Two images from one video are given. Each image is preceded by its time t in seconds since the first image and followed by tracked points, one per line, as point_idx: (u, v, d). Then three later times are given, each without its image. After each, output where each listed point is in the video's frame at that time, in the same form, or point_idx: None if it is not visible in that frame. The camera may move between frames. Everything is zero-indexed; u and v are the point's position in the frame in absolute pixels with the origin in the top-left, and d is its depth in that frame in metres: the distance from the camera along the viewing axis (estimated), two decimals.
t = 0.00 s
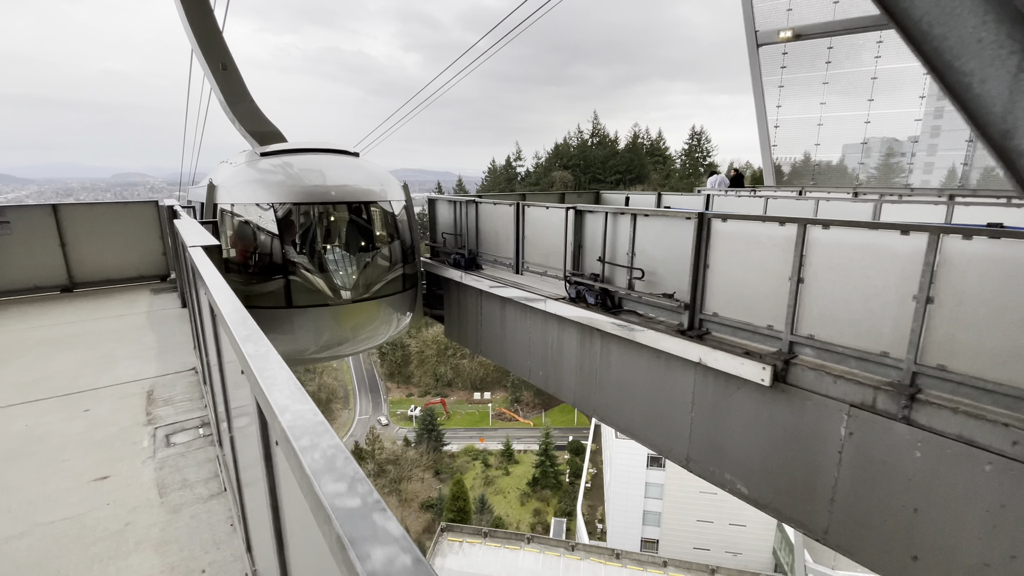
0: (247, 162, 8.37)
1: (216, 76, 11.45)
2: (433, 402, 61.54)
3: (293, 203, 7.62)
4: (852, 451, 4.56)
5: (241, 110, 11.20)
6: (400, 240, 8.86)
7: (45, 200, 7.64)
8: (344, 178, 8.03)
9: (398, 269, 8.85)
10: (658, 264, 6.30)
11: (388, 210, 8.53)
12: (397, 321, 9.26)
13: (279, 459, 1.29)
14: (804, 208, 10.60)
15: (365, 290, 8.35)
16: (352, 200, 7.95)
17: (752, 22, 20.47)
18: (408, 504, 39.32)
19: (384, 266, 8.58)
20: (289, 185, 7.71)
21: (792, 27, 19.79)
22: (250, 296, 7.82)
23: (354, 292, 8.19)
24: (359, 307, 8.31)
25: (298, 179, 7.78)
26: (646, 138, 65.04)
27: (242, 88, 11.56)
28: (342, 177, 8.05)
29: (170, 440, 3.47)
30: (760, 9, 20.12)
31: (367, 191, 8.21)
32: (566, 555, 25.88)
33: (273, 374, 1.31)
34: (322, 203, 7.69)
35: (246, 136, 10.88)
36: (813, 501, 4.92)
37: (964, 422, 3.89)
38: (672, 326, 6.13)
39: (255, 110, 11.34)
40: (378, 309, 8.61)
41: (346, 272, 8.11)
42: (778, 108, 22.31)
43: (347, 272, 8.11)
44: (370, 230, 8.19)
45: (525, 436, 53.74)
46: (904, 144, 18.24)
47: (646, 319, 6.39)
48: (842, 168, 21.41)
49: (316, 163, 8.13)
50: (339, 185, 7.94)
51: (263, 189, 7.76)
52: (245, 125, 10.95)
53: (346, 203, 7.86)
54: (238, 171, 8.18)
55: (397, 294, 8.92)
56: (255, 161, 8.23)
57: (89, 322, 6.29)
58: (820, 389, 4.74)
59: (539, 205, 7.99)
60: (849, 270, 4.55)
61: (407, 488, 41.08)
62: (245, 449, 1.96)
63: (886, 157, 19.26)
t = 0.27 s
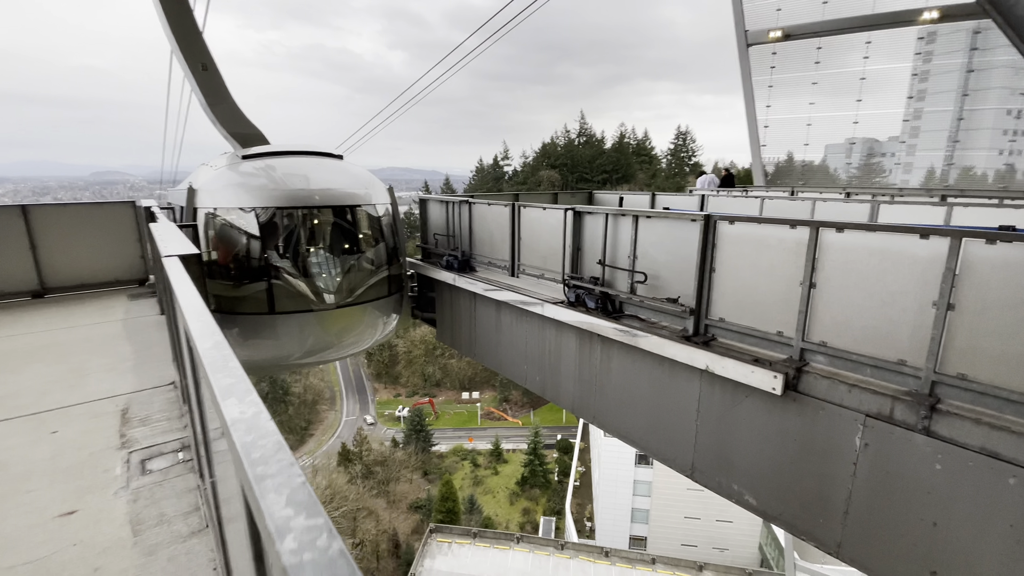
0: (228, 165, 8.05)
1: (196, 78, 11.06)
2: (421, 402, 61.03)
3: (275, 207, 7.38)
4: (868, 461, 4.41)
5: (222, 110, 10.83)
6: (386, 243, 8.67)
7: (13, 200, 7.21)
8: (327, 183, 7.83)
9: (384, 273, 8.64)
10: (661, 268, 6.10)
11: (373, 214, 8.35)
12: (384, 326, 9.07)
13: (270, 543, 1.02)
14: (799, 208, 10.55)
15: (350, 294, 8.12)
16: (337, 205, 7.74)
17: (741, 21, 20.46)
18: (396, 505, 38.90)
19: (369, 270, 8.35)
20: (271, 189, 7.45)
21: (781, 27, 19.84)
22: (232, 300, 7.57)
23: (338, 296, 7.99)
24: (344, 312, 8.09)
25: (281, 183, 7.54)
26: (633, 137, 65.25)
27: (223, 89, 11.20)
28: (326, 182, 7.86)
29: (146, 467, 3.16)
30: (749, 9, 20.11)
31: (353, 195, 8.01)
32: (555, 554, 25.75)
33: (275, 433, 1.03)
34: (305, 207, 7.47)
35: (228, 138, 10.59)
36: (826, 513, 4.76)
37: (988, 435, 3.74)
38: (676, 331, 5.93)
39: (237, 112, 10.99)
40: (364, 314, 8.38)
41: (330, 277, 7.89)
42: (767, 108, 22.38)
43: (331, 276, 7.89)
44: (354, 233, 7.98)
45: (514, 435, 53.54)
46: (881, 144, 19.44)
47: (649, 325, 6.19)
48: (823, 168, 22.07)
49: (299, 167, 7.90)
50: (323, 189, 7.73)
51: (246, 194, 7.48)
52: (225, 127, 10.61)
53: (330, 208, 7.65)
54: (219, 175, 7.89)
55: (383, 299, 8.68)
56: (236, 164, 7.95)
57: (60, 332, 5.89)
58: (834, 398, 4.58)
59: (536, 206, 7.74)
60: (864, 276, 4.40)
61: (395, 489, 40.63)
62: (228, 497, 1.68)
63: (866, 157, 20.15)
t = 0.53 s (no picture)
0: (211, 166, 7.72)
1: (179, 77, 10.57)
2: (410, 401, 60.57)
3: (260, 208, 7.15)
4: (890, 470, 4.25)
5: (206, 109, 10.43)
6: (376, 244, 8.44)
7: None
8: (312, 183, 7.57)
9: (373, 275, 8.40)
10: (670, 268, 5.89)
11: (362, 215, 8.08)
12: (373, 326, 8.82)
13: None
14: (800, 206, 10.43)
15: (338, 295, 7.89)
16: (324, 206, 7.52)
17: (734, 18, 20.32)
18: (385, 505, 38.50)
19: (359, 273, 8.12)
20: (256, 191, 7.18)
21: (774, 25, 19.77)
22: (215, 301, 7.27)
23: (325, 298, 7.77)
24: (331, 314, 7.86)
25: (266, 184, 7.29)
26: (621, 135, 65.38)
27: (208, 87, 10.75)
28: (312, 182, 7.59)
29: (127, 492, 2.85)
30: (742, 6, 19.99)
31: (341, 196, 7.78)
32: (546, 552, 25.62)
33: (316, 541, 0.76)
34: (291, 208, 7.24)
35: (211, 138, 10.21)
36: (845, 523, 4.61)
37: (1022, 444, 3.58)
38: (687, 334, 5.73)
39: (221, 111, 10.58)
40: (352, 317, 8.14)
41: (317, 278, 7.66)
42: (760, 105, 22.35)
43: (317, 278, 7.66)
44: (342, 233, 7.75)
45: (504, 433, 53.29)
46: (865, 144, 20.05)
47: (659, 327, 5.99)
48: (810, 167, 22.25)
49: (285, 167, 7.65)
50: (309, 190, 7.47)
51: (231, 196, 7.19)
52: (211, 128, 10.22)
53: (317, 209, 7.43)
54: (202, 175, 7.58)
55: (372, 302, 8.45)
56: (221, 163, 7.65)
57: (35, 337, 5.51)
58: (856, 405, 4.42)
59: (536, 203, 7.48)
60: (888, 277, 4.23)
61: (384, 489, 40.21)
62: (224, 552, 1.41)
63: (851, 155, 20.67)
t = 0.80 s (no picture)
0: (206, 170, 7.50)
1: (173, 80, 10.19)
2: (406, 401, 60.23)
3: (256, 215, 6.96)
4: (933, 487, 4.06)
5: (201, 112, 10.07)
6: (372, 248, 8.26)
7: None
8: (309, 188, 7.38)
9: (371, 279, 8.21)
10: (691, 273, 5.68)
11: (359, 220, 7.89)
12: (371, 328, 8.55)
13: None
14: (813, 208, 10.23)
15: (335, 301, 7.67)
16: (321, 212, 7.34)
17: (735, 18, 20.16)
18: (382, 506, 38.16)
19: (356, 277, 7.92)
20: (250, 196, 7.00)
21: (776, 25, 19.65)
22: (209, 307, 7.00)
23: (323, 304, 7.55)
24: (330, 320, 7.63)
25: (262, 189, 7.09)
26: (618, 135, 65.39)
27: (204, 89, 10.39)
28: (308, 188, 7.40)
29: (126, 528, 2.59)
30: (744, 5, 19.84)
31: (338, 201, 7.60)
32: (543, 552, 25.40)
33: None
34: (287, 214, 7.06)
35: (206, 142, 9.81)
36: (882, 542, 4.41)
37: None
38: (710, 343, 5.52)
39: (216, 114, 10.21)
40: (350, 322, 7.93)
41: (314, 283, 7.44)
42: (762, 105, 22.23)
43: (314, 283, 7.44)
44: (339, 237, 7.56)
45: (501, 433, 52.99)
46: (859, 145, 19.87)
47: (679, 335, 5.78)
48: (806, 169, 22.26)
49: (282, 172, 7.45)
50: (305, 196, 7.29)
51: (228, 202, 6.98)
52: (206, 131, 9.85)
53: (313, 214, 7.24)
54: (197, 180, 7.35)
55: (370, 307, 8.25)
56: (217, 168, 7.42)
57: (25, 347, 5.20)
58: (896, 419, 4.23)
59: (547, 205, 7.24)
60: (928, 285, 4.04)
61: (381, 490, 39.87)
62: None
63: (844, 157, 20.48)
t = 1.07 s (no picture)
0: (206, 175, 7.26)
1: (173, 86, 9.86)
2: (407, 402, 59.97)
3: (256, 220, 6.73)
4: (986, 509, 3.81)
5: (201, 118, 9.81)
6: (375, 252, 8.00)
7: None
8: (310, 193, 7.16)
9: (373, 283, 7.98)
10: (719, 278, 5.46)
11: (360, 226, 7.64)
12: (373, 334, 8.32)
13: None
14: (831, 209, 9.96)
15: (337, 306, 7.46)
16: (323, 217, 7.11)
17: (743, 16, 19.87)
18: (382, 508, 37.86)
19: (359, 282, 7.69)
20: (251, 202, 6.80)
21: (785, 24, 19.43)
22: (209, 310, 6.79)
23: (324, 309, 7.35)
24: (331, 325, 7.40)
25: (263, 195, 6.87)
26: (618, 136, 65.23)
27: (205, 94, 10.13)
28: (308, 193, 7.17)
29: (126, 568, 2.33)
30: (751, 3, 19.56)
31: (340, 207, 7.37)
32: (545, 554, 25.12)
33: None
34: (288, 220, 6.83)
35: (205, 147, 9.59)
36: (929, 564, 4.18)
37: None
38: (739, 351, 5.29)
39: (217, 120, 9.95)
40: (351, 328, 7.70)
41: (315, 288, 7.22)
42: (769, 105, 21.73)
43: (316, 288, 7.22)
44: (340, 240, 7.31)
45: (502, 434, 52.62)
46: (861, 145, 19.62)
47: (706, 343, 5.55)
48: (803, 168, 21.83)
49: (283, 176, 7.23)
50: (307, 201, 7.07)
51: (230, 206, 6.76)
52: (207, 139, 9.60)
53: (315, 220, 7.01)
54: (197, 186, 7.12)
55: (372, 312, 8.03)
56: (217, 174, 7.21)
57: (21, 356, 4.95)
58: (945, 435, 3.97)
59: (563, 207, 6.98)
60: (981, 293, 3.80)
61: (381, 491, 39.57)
62: None
63: (847, 156, 20.18)
